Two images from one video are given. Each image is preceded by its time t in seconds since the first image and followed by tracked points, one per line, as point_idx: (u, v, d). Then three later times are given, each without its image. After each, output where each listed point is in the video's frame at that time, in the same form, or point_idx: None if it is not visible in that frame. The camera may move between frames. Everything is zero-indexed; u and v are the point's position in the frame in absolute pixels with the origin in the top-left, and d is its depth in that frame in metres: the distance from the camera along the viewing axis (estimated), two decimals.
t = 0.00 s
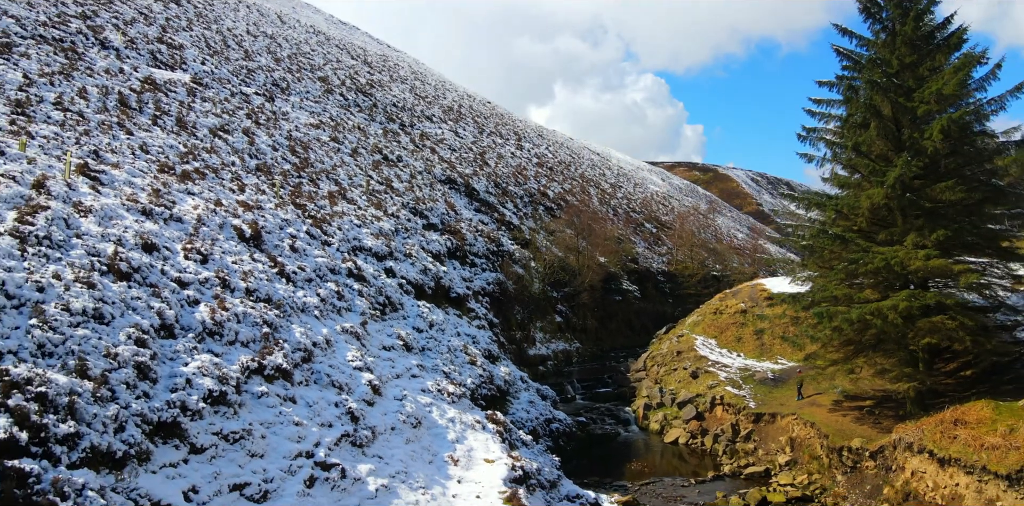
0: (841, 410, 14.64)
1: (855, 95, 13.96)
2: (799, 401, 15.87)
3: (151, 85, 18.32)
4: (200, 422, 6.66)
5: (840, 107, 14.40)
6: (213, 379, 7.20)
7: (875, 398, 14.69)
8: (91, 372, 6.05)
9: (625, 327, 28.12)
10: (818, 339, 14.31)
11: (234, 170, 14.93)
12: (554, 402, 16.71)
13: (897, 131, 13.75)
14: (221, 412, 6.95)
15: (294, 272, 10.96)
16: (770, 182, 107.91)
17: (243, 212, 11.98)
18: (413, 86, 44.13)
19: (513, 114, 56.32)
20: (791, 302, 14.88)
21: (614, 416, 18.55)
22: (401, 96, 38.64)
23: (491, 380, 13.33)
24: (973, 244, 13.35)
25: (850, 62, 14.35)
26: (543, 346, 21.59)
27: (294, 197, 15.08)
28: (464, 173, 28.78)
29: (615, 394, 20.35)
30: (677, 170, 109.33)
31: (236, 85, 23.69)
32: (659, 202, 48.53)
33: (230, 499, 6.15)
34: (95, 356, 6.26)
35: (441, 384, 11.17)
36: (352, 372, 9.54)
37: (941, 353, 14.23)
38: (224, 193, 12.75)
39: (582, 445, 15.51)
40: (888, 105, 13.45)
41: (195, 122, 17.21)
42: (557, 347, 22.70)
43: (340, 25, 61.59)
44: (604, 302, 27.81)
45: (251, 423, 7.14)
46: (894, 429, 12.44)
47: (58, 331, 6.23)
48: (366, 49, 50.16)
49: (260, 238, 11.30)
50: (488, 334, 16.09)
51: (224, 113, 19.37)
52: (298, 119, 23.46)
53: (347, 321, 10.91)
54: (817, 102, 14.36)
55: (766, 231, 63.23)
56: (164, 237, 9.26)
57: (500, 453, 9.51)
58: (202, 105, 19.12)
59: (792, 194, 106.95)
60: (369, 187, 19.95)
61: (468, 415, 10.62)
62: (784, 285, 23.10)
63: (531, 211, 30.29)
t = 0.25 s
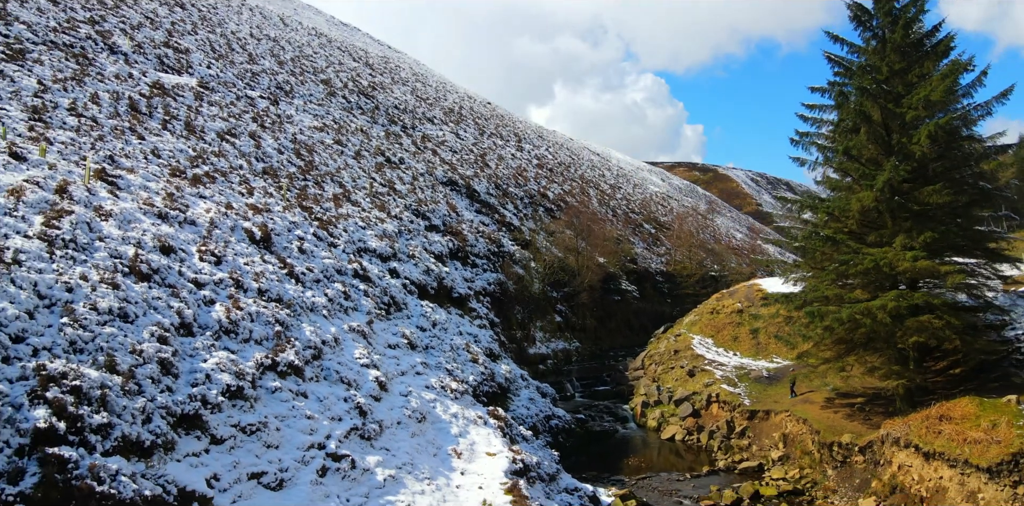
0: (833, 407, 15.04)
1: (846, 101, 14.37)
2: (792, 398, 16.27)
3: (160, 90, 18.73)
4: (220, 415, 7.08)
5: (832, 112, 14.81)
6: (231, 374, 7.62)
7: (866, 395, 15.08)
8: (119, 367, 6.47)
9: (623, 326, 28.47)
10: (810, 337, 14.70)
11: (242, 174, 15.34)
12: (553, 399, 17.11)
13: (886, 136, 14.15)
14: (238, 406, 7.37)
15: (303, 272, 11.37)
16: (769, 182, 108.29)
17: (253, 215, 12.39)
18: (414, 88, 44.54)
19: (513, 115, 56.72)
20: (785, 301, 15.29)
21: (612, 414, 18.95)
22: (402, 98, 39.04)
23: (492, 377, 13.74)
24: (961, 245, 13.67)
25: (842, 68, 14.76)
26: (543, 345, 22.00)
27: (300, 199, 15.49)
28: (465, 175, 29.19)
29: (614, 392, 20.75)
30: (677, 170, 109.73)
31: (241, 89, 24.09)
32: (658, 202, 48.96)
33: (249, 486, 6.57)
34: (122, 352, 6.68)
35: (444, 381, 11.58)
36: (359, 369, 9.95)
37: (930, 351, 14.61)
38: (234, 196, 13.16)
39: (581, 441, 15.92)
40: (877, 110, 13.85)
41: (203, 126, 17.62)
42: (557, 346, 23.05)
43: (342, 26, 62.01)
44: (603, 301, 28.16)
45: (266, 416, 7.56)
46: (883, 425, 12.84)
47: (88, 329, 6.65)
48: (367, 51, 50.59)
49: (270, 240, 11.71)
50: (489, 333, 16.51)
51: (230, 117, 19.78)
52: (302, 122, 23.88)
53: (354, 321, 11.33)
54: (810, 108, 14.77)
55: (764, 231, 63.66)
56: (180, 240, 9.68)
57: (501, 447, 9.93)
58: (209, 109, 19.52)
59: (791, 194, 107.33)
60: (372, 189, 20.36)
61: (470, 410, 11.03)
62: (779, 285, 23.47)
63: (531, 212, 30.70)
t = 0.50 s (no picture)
0: (825, 404, 15.43)
1: (838, 106, 14.78)
2: (786, 396, 16.66)
3: (168, 94, 19.15)
4: (237, 409, 7.49)
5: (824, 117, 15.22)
6: (246, 370, 8.04)
7: (858, 393, 15.48)
8: (144, 363, 6.89)
9: (623, 326, 28.87)
10: (803, 336, 15.09)
11: (250, 177, 15.76)
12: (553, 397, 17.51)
13: (877, 140, 14.55)
14: (254, 400, 7.78)
15: (311, 274, 11.80)
16: (769, 182, 108.66)
17: (262, 218, 12.82)
18: (415, 90, 44.94)
19: (513, 117, 57.13)
20: (779, 301, 15.68)
21: (611, 411, 19.35)
22: (404, 100, 39.45)
23: (493, 375, 14.14)
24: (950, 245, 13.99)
25: (833, 75, 15.16)
26: (543, 345, 22.40)
27: (306, 202, 15.91)
28: (466, 176, 29.61)
29: (612, 391, 21.14)
30: (677, 171, 110.09)
31: (246, 92, 24.51)
32: (658, 203, 49.35)
33: (265, 475, 6.99)
34: (146, 349, 7.11)
35: (447, 378, 11.99)
36: (367, 366, 10.36)
37: (920, 350, 15.00)
38: (243, 199, 13.58)
39: (580, 438, 16.30)
40: (867, 116, 14.24)
41: (211, 130, 18.04)
42: (557, 346, 23.48)
43: (343, 28, 62.43)
44: (602, 301, 28.57)
45: (280, 410, 7.98)
46: (872, 421, 13.25)
47: (114, 327, 7.07)
48: (368, 53, 51.00)
49: (279, 242, 12.14)
50: (490, 332, 16.91)
51: (236, 121, 20.20)
52: (306, 125, 24.29)
53: (360, 320, 11.75)
54: (802, 113, 15.18)
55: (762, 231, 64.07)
56: (195, 242, 10.10)
57: (503, 441, 10.34)
58: (216, 112, 19.95)
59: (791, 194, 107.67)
60: (376, 192, 20.78)
61: (473, 406, 11.44)
62: (775, 285, 23.84)
63: (531, 213, 31.10)
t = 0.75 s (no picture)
0: (818, 401, 15.83)
1: (829, 112, 15.19)
2: (780, 393, 17.06)
3: (176, 98, 19.56)
4: (253, 403, 7.91)
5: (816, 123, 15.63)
6: (260, 367, 8.46)
7: (850, 390, 15.88)
8: (166, 359, 7.31)
9: (622, 326, 29.26)
10: (796, 335, 15.50)
11: (257, 180, 16.17)
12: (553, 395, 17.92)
13: (867, 144, 14.95)
14: (268, 395, 8.20)
15: (319, 274, 12.22)
16: (768, 182, 109.02)
17: (271, 220, 13.24)
18: (417, 92, 45.35)
19: (514, 118, 57.51)
20: (773, 301, 16.09)
21: (609, 409, 19.76)
22: (405, 102, 39.88)
23: (494, 372, 14.55)
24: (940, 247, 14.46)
25: (826, 80, 15.56)
26: (543, 344, 22.79)
27: (312, 204, 16.32)
28: (467, 178, 30.01)
29: (611, 389, 21.56)
30: (677, 171, 110.44)
31: (251, 96, 24.92)
32: (657, 204, 49.74)
33: (279, 466, 7.41)
34: (167, 346, 7.53)
35: (450, 375, 12.40)
36: (373, 364, 10.77)
37: (910, 349, 15.40)
38: (252, 202, 14.00)
39: (579, 434, 16.71)
40: (858, 121, 14.64)
41: (218, 133, 18.46)
42: (557, 345, 23.89)
43: (345, 30, 62.81)
44: (601, 301, 28.96)
45: (292, 405, 8.40)
46: (862, 417, 13.65)
47: (137, 325, 7.49)
48: (370, 54, 51.38)
49: (288, 244, 12.56)
50: (491, 331, 17.32)
51: (243, 125, 20.62)
52: (310, 128, 24.71)
53: (366, 319, 12.16)
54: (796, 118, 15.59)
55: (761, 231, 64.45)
56: (208, 244, 10.53)
57: (504, 436, 10.75)
58: (222, 116, 20.36)
59: (790, 194, 107.99)
60: (379, 194, 21.19)
61: (475, 403, 11.85)
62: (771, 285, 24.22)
63: (531, 214, 31.51)
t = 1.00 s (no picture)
0: (810, 399, 16.24)
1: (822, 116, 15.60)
2: (774, 391, 17.46)
3: (183, 102, 19.97)
4: (266, 397, 8.34)
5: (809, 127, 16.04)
6: (272, 364, 8.88)
7: (842, 388, 16.28)
8: (184, 356, 7.73)
9: (621, 325, 29.66)
10: (788, 334, 15.91)
11: (263, 183, 16.58)
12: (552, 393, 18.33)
13: (859, 148, 15.35)
14: (279, 390, 8.62)
15: (326, 275, 12.63)
16: (768, 182, 109.40)
17: (278, 223, 13.65)
18: (418, 94, 45.76)
19: (514, 119, 57.88)
20: (766, 301, 16.50)
21: (608, 407, 20.16)
22: (407, 104, 40.28)
23: (495, 370, 14.96)
24: (930, 247, 14.86)
25: (818, 86, 15.97)
26: (543, 343, 23.18)
27: (317, 206, 16.73)
28: (468, 179, 30.42)
29: (609, 388, 21.97)
30: (677, 171, 110.80)
31: (255, 99, 25.33)
32: (656, 204, 50.13)
33: (292, 457, 7.83)
34: (186, 344, 7.95)
35: (452, 372, 12.81)
36: (378, 361, 11.18)
37: (900, 348, 15.80)
38: (259, 205, 14.42)
39: (578, 431, 17.11)
40: (849, 126, 15.04)
41: (225, 137, 18.88)
42: (556, 344, 24.29)
43: (346, 31, 63.20)
44: (600, 301, 29.36)
45: (302, 399, 8.81)
46: (852, 414, 14.07)
47: (157, 324, 7.91)
48: (371, 56, 51.77)
49: (295, 245, 12.97)
50: (491, 330, 17.73)
51: (248, 128, 21.03)
52: (314, 131, 25.12)
53: (371, 318, 12.57)
54: (789, 123, 15.99)
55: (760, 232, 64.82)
56: (220, 246, 10.95)
57: (504, 431, 11.15)
58: (228, 120, 20.76)
59: (790, 194, 108.32)
60: (382, 196, 21.59)
61: (476, 399, 12.25)
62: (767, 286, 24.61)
63: (531, 215, 31.92)
